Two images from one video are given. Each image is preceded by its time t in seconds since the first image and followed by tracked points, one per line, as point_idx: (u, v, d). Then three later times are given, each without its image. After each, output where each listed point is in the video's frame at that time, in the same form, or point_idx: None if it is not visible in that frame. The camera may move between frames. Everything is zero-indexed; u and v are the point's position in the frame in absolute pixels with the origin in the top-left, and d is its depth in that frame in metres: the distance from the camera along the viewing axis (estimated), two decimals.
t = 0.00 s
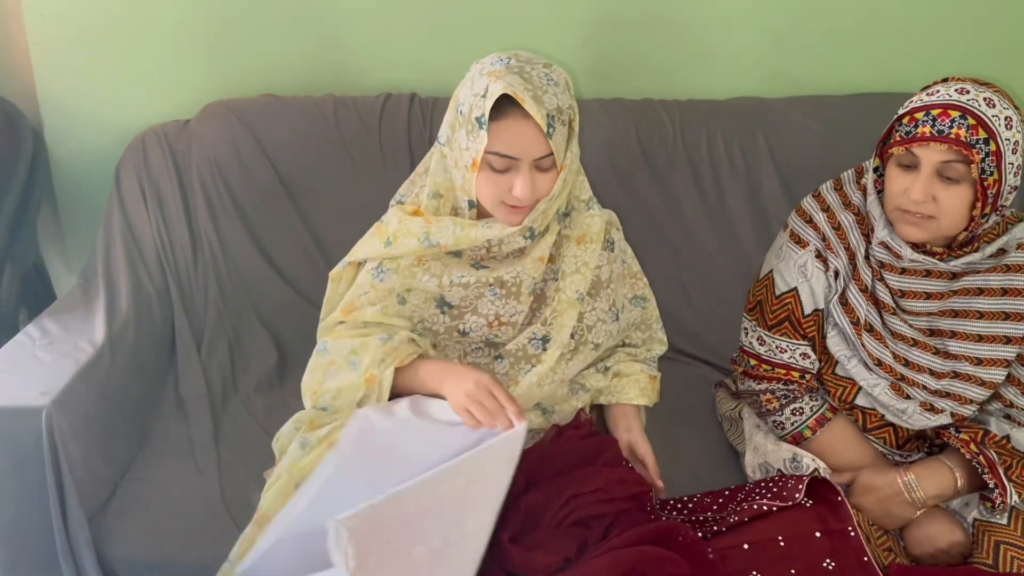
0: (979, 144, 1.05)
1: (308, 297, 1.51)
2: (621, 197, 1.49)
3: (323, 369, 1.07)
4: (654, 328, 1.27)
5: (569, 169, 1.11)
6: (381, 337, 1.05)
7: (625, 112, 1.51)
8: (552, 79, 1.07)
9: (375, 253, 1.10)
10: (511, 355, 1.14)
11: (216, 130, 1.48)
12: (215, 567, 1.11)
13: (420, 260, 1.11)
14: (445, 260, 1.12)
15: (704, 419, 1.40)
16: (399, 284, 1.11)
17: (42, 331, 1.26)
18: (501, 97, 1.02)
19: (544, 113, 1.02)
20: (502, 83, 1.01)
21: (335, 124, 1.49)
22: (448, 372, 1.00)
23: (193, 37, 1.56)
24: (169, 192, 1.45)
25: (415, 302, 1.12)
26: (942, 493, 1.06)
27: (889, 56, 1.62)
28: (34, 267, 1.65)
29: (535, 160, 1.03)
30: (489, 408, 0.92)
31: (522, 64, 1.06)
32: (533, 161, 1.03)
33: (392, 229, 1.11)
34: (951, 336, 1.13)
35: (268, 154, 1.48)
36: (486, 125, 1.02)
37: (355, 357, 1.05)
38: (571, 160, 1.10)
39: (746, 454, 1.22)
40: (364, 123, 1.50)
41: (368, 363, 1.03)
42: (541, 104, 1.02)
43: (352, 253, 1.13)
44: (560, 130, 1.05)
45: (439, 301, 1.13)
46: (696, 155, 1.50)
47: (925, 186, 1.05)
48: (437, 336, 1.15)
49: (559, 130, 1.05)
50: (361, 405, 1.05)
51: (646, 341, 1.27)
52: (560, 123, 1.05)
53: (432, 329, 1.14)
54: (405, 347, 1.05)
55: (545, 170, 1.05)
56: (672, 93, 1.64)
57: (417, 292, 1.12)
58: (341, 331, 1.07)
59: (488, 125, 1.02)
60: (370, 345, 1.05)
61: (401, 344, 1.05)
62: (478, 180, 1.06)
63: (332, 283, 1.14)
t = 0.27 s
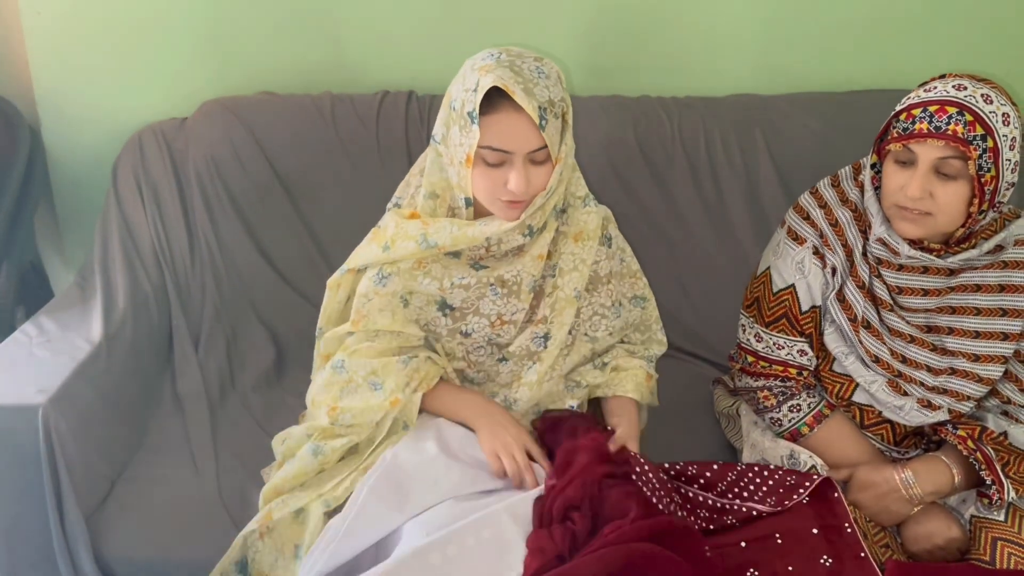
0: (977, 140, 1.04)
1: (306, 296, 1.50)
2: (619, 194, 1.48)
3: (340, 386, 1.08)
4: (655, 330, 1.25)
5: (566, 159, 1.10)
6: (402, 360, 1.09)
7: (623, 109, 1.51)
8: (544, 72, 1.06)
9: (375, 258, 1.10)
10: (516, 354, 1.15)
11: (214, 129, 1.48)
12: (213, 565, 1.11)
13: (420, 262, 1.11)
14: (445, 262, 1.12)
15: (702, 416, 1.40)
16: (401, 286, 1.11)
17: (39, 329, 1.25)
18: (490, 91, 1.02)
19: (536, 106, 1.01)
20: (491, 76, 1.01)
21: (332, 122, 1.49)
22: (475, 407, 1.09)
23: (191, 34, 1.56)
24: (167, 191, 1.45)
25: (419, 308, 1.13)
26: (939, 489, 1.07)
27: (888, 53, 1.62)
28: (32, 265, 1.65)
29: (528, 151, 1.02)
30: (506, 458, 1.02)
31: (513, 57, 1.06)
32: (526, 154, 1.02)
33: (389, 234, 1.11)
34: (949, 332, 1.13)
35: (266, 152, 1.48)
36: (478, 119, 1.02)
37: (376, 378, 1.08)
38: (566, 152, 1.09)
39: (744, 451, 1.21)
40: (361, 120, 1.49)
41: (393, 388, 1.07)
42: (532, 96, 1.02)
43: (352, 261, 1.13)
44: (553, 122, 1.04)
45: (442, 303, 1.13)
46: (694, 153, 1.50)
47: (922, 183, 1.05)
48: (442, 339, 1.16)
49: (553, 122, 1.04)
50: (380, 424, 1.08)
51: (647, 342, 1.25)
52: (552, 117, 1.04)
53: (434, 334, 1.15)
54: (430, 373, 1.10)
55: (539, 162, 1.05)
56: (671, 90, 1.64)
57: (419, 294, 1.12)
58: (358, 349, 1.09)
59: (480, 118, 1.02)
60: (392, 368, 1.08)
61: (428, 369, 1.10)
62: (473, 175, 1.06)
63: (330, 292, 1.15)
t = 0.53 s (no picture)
0: (971, 137, 1.04)
1: (304, 293, 1.50)
2: (617, 192, 1.48)
3: (338, 381, 1.10)
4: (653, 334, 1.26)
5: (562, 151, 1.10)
6: (398, 356, 1.09)
7: (620, 107, 1.51)
8: (539, 64, 1.07)
9: (374, 254, 1.10)
10: (511, 351, 1.14)
11: (211, 127, 1.48)
12: (211, 561, 1.12)
13: (418, 257, 1.12)
14: (443, 258, 1.13)
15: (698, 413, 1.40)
16: (399, 282, 1.11)
17: (36, 327, 1.26)
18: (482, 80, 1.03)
19: (530, 96, 1.02)
20: (484, 66, 1.02)
21: (329, 120, 1.49)
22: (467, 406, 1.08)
23: (188, 32, 1.56)
24: (164, 188, 1.45)
25: (416, 305, 1.13)
26: (934, 486, 1.07)
27: (885, 51, 1.62)
28: (30, 263, 1.65)
29: (523, 143, 1.03)
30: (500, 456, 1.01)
31: (508, 50, 1.07)
32: (520, 145, 1.03)
33: (388, 229, 1.11)
34: (944, 330, 1.13)
35: (262, 150, 1.48)
36: (473, 110, 1.03)
37: (373, 374, 1.08)
38: (563, 144, 1.09)
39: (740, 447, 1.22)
40: (359, 118, 1.49)
41: (387, 384, 1.07)
42: (525, 86, 1.02)
43: (351, 256, 1.13)
44: (547, 112, 1.04)
45: (438, 299, 1.13)
46: (691, 150, 1.50)
47: (917, 180, 1.05)
48: (437, 334, 1.15)
49: (547, 113, 1.05)
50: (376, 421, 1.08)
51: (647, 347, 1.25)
52: (547, 107, 1.05)
53: (431, 329, 1.15)
54: (428, 372, 1.10)
55: (533, 154, 1.05)
56: (668, 88, 1.64)
57: (416, 290, 1.13)
58: (357, 344, 1.10)
59: (474, 110, 1.02)
60: (388, 364, 1.08)
61: (423, 364, 1.10)
62: (469, 168, 1.06)
63: (329, 288, 1.15)
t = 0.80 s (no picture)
0: (969, 134, 1.05)
1: (302, 290, 1.51)
2: (615, 188, 1.49)
3: (343, 382, 1.09)
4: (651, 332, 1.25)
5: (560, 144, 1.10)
6: (405, 361, 1.08)
7: (618, 104, 1.51)
8: (533, 53, 1.08)
9: (374, 257, 1.10)
10: (512, 352, 1.14)
11: (209, 125, 1.48)
12: (210, 556, 1.12)
13: (420, 260, 1.11)
14: (445, 259, 1.12)
15: (697, 410, 1.40)
16: (401, 283, 1.11)
17: (35, 325, 1.26)
18: (475, 64, 1.04)
19: (521, 78, 1.02)
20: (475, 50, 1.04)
21: (327, 117, 1.49)
22: (474, 411, 1.07)
23: (186, 30, 1.56)
24: (163, 187, 1.45)
25: (416, 305, 1.13)
26: (932, 482, 1.07)
27: (883, 47, 1.62)
28: (29, 261, 1.65)
29: (517, 129, 1.03)
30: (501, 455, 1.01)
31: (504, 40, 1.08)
32: (514, 131, 1.03)
33: (393, 232, 1.10)
34: (942, 326, 1.13)
35: (261, 148, 1.48)
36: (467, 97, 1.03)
37: (378, 378, 1.07)
38: (559, 134, 1.09)
39: (738, 444, 1.22)
40: (357, 116, 1.49)
41: (393, 389, 1.06)
42: (518, 70, 1.03)
43: (352, 261, 1.14)
44: (539, 97, 1.05)
45: (441, 299, 1.14)
46: (688, 147, 1.50)
47: (914, 177, 1.05)
48: (441, 333, 1.15)
49: (540, 99, 1.05)
50: (380, 423, 1.08)
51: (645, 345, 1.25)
52: (539, 92, 1.05)
53: (434, 329, 1.15)
54: (437, 378, 1.10)
55: (529, 142, 1.05)
56: (666, 85, 1.64)
57: (419, 290, 1.12)
58: (363, 346, 1.08)
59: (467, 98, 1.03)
60: (394, 368, 1.07)
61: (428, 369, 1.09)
62: (465, 159, 1.06)
63: (330, 294, 1.15)
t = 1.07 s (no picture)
0: (969, 131, 1.05)
1: (302, 288, 1.51)
2: (614, 186, 1.48)
3: (344, 380, 1.09)
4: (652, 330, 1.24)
5: (560, 138, 1.10)
6: (408, 359, 1.09)
7: (617, 102, 1.51)
8: (532, 49, 1.08)
9: (374, 258, 1.11)
10: (513, 352, 1.14)
11: (209, 122, 1.48)
12: (210, 553, 1.12)
13: (422, 261, 1.11)
14: (447, 259, 1.12)
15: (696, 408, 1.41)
16: (402, 283, 1.11)
17: (36, 322, 1.26)
18: (470, 58, 1.05)
19: (517, 71, 1.02)
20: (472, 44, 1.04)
21: (326, 115, 1.49)
22: (478, 406, 1.08)
23: (186, 28, 1.56)
24: (163, 184, 1.45)
25: (417, 304, 1.13)
26: (931, 479, 1.07)
27: (883, 44, 1.62)
28: (29, 259, 1.65)
29: (514, 122, 1.03)
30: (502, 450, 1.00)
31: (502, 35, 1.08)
32: (511, 124, 1.03)
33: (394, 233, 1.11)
34: (941, 323, 1.13)
35: (261, 145, 1.48)
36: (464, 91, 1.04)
37: (381, 376, 1.07)
38: (558, 129, 1.09)
39: (738, 441, 1.22)
40: (356, 113, 1.49)
41: (396, 388, 1.06)
42: (513, 62, 1.03)
43: (352, 262, 1.14)
44: (536, 91, 1.04)
45: (442, 298, 1.14)
46: (688, 144, 1.50)
47: (914, 174, 1.05)
48: (443, 332, 1.15)
49: (538, 92, 1.05)
50: (381, 421, 1.08)
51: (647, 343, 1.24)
52: (537, 86, 1.05)
53: (436, 327, 1.15)
54: (439, 375, 1.10)
55: (527, 136, 1.05)
56: (666, 82, 1.64)
57: (420, 289, 1.13)
58: (366, 344, 1.09)
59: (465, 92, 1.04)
60: (398, 366, 1.08)
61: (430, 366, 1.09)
62: (464, 153, 1.06)
63: (330, 294, 1.15)
